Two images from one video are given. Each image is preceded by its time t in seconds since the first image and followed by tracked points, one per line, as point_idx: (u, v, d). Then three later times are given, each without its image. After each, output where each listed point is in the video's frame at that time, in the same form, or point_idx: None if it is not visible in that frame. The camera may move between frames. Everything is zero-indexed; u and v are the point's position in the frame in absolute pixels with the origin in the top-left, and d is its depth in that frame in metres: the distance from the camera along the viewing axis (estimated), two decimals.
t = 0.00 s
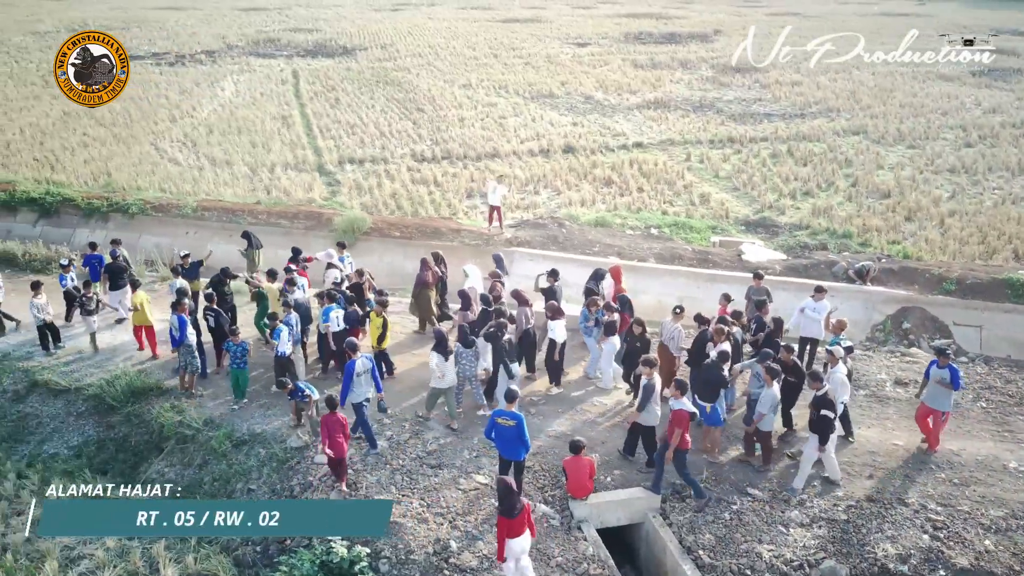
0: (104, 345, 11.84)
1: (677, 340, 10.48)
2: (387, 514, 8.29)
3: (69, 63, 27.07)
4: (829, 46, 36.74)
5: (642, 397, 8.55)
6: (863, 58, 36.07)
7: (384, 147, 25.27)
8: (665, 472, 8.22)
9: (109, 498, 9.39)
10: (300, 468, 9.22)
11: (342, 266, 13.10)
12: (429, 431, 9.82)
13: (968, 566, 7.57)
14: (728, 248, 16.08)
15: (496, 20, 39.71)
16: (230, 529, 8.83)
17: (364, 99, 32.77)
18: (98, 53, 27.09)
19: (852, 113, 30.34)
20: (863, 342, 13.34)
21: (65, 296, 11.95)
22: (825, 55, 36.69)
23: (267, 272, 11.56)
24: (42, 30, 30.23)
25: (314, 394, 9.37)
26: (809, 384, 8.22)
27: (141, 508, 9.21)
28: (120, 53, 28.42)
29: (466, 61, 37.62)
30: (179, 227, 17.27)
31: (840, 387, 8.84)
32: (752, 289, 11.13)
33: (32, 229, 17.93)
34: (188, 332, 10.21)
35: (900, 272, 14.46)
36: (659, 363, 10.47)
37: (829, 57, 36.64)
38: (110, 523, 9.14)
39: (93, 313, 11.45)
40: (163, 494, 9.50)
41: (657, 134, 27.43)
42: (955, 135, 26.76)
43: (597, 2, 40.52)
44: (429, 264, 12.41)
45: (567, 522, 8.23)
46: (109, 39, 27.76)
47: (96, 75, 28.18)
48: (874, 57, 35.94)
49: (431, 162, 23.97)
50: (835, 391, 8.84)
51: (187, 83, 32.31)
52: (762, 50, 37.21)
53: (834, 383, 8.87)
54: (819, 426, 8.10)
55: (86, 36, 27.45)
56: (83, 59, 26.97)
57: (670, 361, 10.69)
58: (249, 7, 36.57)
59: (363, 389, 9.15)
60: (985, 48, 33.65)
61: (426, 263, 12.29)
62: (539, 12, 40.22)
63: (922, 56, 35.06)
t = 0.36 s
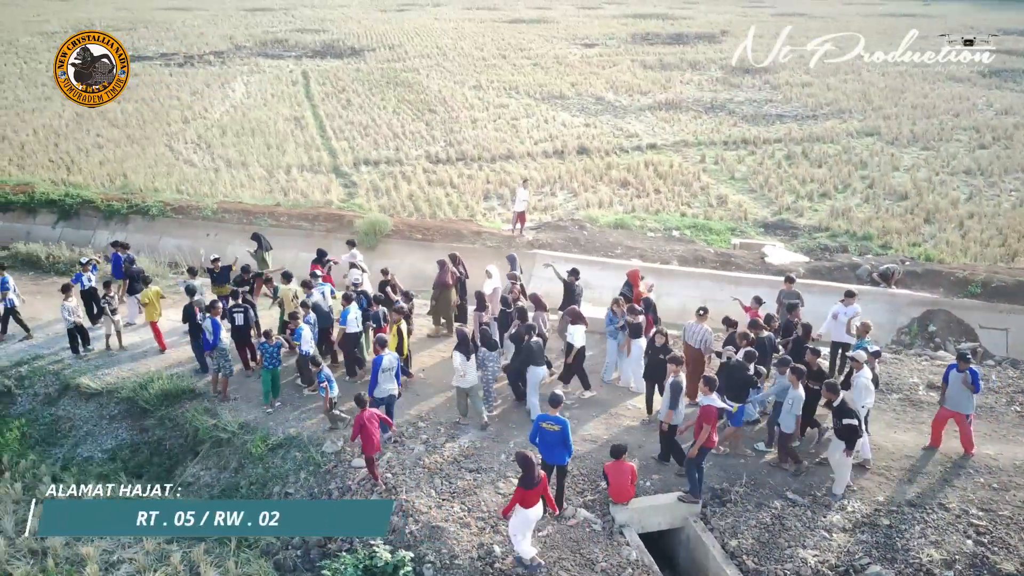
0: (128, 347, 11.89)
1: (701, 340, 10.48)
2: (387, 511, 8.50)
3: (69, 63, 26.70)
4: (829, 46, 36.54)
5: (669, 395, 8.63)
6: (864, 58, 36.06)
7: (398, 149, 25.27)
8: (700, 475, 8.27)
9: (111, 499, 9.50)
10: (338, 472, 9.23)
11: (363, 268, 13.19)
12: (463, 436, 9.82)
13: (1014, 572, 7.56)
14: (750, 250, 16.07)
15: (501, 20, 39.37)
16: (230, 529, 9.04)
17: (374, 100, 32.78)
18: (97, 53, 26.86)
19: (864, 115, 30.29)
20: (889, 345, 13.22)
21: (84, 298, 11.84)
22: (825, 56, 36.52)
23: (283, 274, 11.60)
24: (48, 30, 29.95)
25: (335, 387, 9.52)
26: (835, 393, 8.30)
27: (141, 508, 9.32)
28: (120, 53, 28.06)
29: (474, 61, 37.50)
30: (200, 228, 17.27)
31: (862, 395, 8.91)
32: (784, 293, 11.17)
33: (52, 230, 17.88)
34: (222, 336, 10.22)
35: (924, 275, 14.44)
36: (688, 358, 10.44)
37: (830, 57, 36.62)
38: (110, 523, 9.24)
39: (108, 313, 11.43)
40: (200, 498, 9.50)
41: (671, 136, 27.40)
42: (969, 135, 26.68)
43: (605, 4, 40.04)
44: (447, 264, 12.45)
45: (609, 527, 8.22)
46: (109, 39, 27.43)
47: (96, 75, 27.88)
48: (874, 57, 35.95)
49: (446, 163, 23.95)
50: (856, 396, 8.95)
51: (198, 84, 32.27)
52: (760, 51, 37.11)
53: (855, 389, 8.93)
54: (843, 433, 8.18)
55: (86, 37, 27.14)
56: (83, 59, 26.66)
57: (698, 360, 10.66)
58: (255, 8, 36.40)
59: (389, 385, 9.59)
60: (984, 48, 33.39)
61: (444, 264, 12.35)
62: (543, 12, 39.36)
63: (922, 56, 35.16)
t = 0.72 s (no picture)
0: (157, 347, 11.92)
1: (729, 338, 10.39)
2: (386, 514, 8.71)
3: (69, 63, 27.76)
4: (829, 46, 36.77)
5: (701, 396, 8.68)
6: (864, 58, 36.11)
7: (413, 151, 25.32)
8: (742, 477, 8.23)
9: (111, 499, 9.57)
10: (377, 475, 9.22)
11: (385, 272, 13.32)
12: (500, 439, 9.80)
13: None
14: (774, 251, 16.04)
15: (507, 20, 38.98)
16: (229, 529, 9.18)
17: (386, 101, 32.78)
18: (97, 53, 27.73)
19: (877, 116, 30.26)
20: (916, 347, 13.03)
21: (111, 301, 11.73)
22: (824, 56, 36.71)
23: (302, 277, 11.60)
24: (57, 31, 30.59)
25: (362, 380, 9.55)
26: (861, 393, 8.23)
27: (141, 508, 9.41)
28: (120, 54, 28.75)
29: (483, 63, 37.43)
30: (222, 229, 17.26)
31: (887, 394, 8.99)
32: (818, 297, 11.15)
33: (73, 231, 17.86)
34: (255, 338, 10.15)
35: (951, 278, 14.37)
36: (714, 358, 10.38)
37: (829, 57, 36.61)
38: (110, 523, 9.30)
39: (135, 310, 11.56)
40: (238, 500, 9.50)
41: (685, 137, 27.41)
42: (985, 137, 26.57)
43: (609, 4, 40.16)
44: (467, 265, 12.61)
45: (653, 531, 8.19)
46: (108, 39, 28.36)
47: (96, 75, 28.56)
48: (874, 57, 35.94)
49: (461, 165, 23.96)
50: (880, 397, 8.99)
51: (209, 85, 32.36)
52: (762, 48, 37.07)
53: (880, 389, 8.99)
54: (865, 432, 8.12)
55: (87, 37, 28.14)
56: (83, 59, 27.64)
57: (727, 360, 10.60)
58: (261, 9, 36.60)
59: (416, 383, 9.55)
60: (985, 48, 34.59)
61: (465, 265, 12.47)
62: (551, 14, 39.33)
63: (923, 56, 35.53)
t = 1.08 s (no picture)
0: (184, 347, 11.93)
1: (761, 338, 10.08)
2: (386, 513, 8.99)
3: (69, 63, 27.15)
4: (829, 46, 36.74)
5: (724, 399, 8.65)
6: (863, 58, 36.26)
7: (427, 151, 25.35)
8: (781, 477, 8.26)
9: (110, 499, 9.60)
10: (415, 478, 9.25)
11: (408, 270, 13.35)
12: (537, 440, 9.83)
13: None
14: (795, 252, 16.05)
15: (518, 22, 40.34)
16: (230, 529, 9.26)
17: (397, 101, 32.83)
18: (98, 53, 27.12)
19: (888, 116, 30.31)
20: (942, 348, 12.99)
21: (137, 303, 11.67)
22: (825, 55, 36.72)
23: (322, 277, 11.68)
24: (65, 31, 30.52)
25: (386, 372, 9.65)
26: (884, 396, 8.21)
27: (140, 508, 9.44)
28: (121, 53, 28.31)
29: (492, 63, 37.45)
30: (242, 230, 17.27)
31: (914, 399, 8.84)
32: (853, 301, 11.01)
33: (92, 232, 17.85)
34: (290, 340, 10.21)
35: (975, 279, 14.35)
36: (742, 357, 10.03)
37: (829, 57, 36.65)
38: (110, 523, 9.36)
39: (162, 309, 11.53)
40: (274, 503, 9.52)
41: (698, 137, 27.44)
42: (997, 137, 26.60)
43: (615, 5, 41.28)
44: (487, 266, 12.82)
45: (695, 533, 8.20)
46: (109, 39, 27.85)
47: (96, 75, 28.13)
48: (874, 57, 36.13)
49: (476, 166, 24.01)
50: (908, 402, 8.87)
51: (220, 85, 32.37)
52: (762, 49, 37.19)
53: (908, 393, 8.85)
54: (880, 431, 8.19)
55: (86, 37, 27.57)
56: (83, 59, 27.00)
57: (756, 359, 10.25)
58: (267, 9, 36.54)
59: (438, 377, 9.67)
60: (985, 48, 34.46)
61: (484, 266, 12.57)
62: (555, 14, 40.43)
63: (923, 56, 35.59)
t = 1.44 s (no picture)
0: (206, 347, 12.02)
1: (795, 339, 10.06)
2: (386, 512, 9.15)
3: (69, 63, 26.41)
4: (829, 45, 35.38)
5: (756, 396, 8.81)
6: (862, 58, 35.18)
7: (438, 152, 25.31)
8: (823, 475, 8.29)
9: (111, 499, 9.68)
10: (456, 478, 9.27)
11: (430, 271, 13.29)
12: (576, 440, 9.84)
13: None
14: (815, 252, 16.11)
15: (515, 20, 38.26)
16: (230, 529, 9.28)
17: (404, 102, 32.76)
18: (97, 53, 26.46)
19: (895, 117, 30.37)
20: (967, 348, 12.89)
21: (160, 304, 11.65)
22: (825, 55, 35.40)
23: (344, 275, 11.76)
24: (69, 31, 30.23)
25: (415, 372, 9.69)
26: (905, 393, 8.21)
27: (141, 508, 9.52)
28: (121, 53, 27.51)
29: (496, 62, 37.14)
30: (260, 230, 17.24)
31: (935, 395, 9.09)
32: (893, 308, 11.04)
33: (110, 233, 17.78)
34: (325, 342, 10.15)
35: (998, 279, 14.39)
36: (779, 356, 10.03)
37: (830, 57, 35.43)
38: (110, 523, 9.43)
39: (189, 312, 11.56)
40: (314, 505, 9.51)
41: (708, 138, 27.43)
42: (1006, 138, 26.66)
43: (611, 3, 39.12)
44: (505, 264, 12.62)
45: (740, 533, 8.24)
46: (109, 38, 27.03)
47: (97, 74, 27.62)
48: (874, 57, 35.08)
49: (487, 166, 23.99)
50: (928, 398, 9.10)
51: (226, 85, 32.20)
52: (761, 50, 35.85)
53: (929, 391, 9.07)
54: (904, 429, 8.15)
55: (86, 36, 26.74)
56: (83, 60, 26.31)
57: (791, 360, 10.26)
58: (265, 9, 36.08)
59: (458, 373, 9.79)
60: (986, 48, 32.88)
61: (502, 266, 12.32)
62: (552, 13, 38.66)
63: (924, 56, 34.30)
